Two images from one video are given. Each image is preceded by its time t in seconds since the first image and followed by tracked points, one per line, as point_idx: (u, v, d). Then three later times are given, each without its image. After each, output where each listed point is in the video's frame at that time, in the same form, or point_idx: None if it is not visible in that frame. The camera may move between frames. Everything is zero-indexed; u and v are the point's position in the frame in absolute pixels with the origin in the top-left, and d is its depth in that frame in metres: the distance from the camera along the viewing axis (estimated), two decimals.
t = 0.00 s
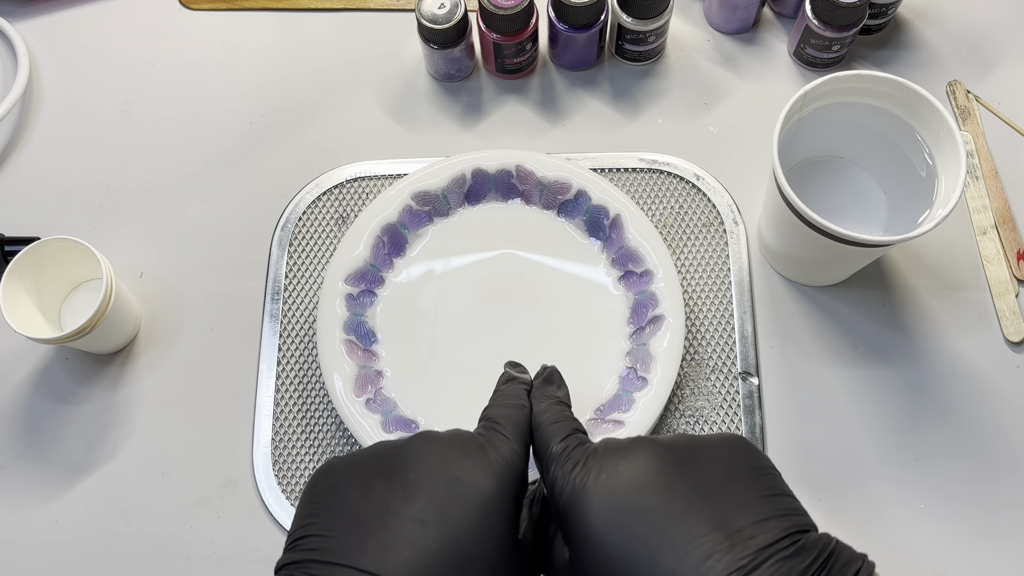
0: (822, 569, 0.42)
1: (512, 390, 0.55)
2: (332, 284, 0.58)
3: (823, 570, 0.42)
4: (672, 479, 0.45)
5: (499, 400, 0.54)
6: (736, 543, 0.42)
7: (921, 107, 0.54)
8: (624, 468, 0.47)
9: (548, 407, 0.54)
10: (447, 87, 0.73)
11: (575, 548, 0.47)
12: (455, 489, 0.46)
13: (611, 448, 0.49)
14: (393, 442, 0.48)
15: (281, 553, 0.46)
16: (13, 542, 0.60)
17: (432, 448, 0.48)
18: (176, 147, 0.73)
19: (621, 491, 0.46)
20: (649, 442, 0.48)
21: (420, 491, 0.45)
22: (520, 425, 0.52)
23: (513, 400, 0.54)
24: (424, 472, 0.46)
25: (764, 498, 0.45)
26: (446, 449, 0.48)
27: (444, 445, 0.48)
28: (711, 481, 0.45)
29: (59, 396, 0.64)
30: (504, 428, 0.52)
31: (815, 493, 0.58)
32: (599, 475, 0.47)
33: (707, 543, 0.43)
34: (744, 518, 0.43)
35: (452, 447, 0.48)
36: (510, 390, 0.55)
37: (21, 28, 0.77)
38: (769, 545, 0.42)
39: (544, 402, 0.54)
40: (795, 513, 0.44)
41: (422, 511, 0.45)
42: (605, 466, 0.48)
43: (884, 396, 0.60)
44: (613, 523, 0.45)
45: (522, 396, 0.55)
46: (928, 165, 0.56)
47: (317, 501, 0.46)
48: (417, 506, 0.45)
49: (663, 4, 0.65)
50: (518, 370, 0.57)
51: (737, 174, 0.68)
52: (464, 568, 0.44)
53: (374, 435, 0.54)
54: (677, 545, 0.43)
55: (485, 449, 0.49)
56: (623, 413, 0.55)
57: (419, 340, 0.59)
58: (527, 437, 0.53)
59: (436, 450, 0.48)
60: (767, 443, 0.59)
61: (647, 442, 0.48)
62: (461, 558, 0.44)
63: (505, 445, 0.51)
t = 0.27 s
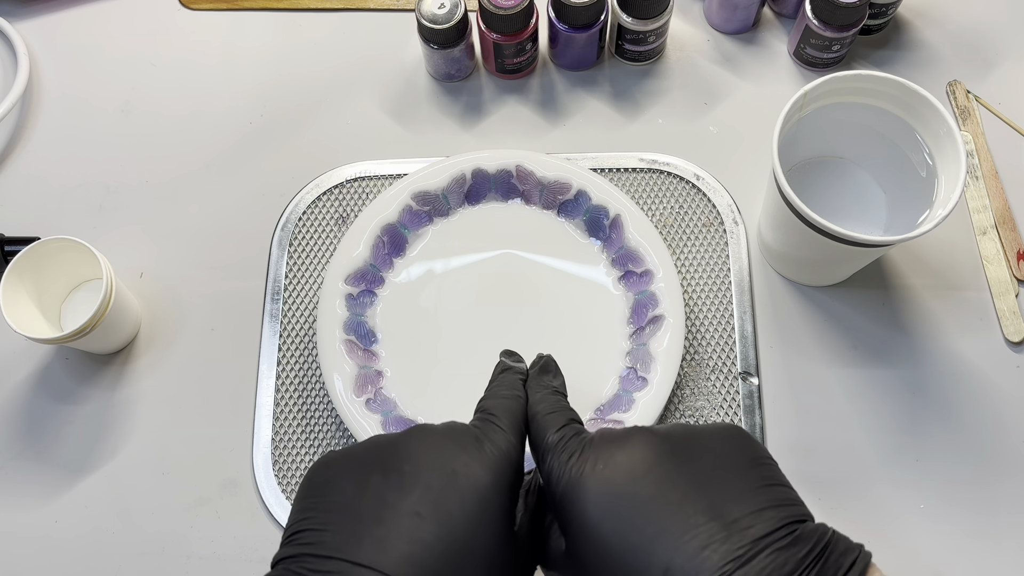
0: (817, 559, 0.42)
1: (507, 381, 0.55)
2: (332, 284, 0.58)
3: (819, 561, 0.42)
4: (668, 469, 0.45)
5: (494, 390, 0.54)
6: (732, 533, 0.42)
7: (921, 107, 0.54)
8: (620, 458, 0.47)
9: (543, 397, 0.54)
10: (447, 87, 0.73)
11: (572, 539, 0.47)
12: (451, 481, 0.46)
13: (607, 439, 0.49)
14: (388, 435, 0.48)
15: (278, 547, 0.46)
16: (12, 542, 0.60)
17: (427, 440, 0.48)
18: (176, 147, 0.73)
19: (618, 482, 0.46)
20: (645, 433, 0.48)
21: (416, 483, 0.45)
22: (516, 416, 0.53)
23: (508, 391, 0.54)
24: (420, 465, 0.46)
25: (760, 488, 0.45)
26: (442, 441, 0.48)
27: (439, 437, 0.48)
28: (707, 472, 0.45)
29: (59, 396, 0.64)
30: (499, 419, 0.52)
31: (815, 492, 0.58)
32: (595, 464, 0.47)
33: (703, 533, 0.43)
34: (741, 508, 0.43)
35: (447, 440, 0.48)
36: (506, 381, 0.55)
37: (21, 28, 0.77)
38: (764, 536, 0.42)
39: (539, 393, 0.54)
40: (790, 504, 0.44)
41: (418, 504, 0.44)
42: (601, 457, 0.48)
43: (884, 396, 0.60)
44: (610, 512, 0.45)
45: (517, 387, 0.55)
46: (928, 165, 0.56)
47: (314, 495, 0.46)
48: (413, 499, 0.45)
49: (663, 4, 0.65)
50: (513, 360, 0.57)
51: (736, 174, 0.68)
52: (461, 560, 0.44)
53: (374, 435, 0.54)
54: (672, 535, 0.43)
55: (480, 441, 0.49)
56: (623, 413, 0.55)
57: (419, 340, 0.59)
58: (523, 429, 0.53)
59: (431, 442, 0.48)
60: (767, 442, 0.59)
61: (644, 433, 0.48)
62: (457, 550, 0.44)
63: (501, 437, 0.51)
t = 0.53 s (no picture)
0: (834, 555, 0.44)
1: (495, 300, 0.50)
2: (332, 284, 0.58)
3: (837, 556, 0.44)
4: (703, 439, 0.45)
5: (481, 321, 0.50)
6: (761, 524, 0.43)
7: (921, 107, 0.54)
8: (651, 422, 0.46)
9: (539, 316, 0.50)
10: (447, 87, 0.73)
11: (590, 501, 0.46)
12: (417, 465, 0.45)
13: (636, 398, 0.48)
14: (358, 413, 0.47)
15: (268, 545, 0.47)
16: (12, 542, 0.60)
17: (396, 421, 0.46)
18: (176, 147, 0.73)
19: (651, 445, 0.45)
20: (674, 396, 0.47)
21: (384, 473, 0.45)
22: (500, 363, 0.49)
23: (496, 324, 0.50)
24: (387, 451, 0.45)
25: (786, 477, 0.45)
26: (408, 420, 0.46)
27: (405, 415, 0.46)
28: (740, 447, 0.45)
29: (59, 396, 0.64)
30: (479, 373, 0.49)
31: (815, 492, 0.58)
32: (628, 427, 0.46)
33: (736, 518, 0.43)
34: (770, 497, 0.44)
35: (426, 412, 0.47)
36: (495, 297, 0.51)
37: (21, 28, 0.77)
38: (790, 529, 0.44)
39: (534, 320, 0.50)
40: (812, 499, 0.46)
41: (386, 497, 0.44)
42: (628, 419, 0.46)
43: (884, 396, 0.60)
44: (644, 477, 0.44)
45: (508, 304, 0.50)
46: (928, 165, 0.56)
47: (298, 487, 0.47)
48: (381, 492, 0.44)
49: (663, 4, 0.65)
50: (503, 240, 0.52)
51: (736, 174, 0.68)
52: (433, 547, 0.43)
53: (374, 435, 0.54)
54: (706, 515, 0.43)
55: (451, 411, 0.47)
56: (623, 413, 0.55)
57: (419, 340, 0.59)
58: (507, 375, 0.50)
59: (398, 423, 0.46)
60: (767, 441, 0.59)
61: (673, 394, 0.47)
62: (428, 537, 0.43)
63: (477, 395, 0.48)
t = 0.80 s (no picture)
0: (834, 558, 0.45)
1: (496, 299, 0.51)
2: (332, 284, 0.58)
3: (839, 562, 0.45)
4: (719, 438, 0.45)
5: (481, 318, 0.50)
6: (775, 526, 0.44)
7: (922, 107, 0.54)
8: (669, 421, 0.46)
9: (540, 314, 0.50)
10: (447, 87, 0.73)
11: (608, 498, 0.45)
12: (412, 467, 0.44)
13: (651, 398, 0.47)
14: (356, 416, 0.47)
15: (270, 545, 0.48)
16: (11, 542, 0.59)
17: (392, 423, 0.46)
18: (175, 147, 0.72)
19: (668, 446, 0.45)
20: (691, 396, 0.47)
21: (382, 475, 0.45)
22: (497, 361, 0.49)
23: (496, 320, 0.50)
24: (386, 455, 0.45)
25: (794, 480, 0.46)
26: (404, 422, 0.46)
27: (400, 418, 0.46)
28: (753, 446, 0.45)
29: (58, 396, 0.64)
30: (478, 367, 0.48)
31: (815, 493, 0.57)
32: (645, 427, 0.46)
33: (750, 516, 0.43)
34: (781, 499, 0.45)
35: (425, 409, 0.47)
36: (495, 296, 0.51)
37: (21, 28, 0.77)
38: (798, 533, 0.44)
39: (537, 316, 0.50)
40: (813, 504, 0.46)
41: (383, 501, 0.44)
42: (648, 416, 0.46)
43: (884, 396, 0.60)
44: (662, 475, 0.44)
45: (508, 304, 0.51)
46: (929, 165, 0.56)
47: (298, 489, 0.47)
48: (379, 496, 0.44)
49: (664, 4, 0.65)
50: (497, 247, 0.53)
51: (737, 174, 0.68)
52: (432, 551, 0.43)
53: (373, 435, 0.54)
54: (725, 511, 0.43)
55: (448, 410, 0.47)
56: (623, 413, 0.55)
57: (419, 340, 0.59)
58: (506, 372, 0.49)
59: (394, 426, 0.46)
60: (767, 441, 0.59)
61: (688, 395, 0.47)
62: (427, 542, 0.43)
63: (475, 395, 0.48)
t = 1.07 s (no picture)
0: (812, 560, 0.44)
1: (507, 360, 0.55)
2: (332, 284, 0.58)
3: (816, 564, 0.43)
4: (679, 465, 0.47)
5: (493, 375, 0.54)
6: (738, 531, 0.44)
7: (921, 107, 0.54)
8: (631, 451, 0.48)
9: (541, 371, 0.54)
10: (447, 87, 0.73)
11: (579, 529, 0.47)
12: (451, 476, 0.46)
13: (618, 430, 0.50)
14: (391, 433, 0.48)
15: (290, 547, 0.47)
16: (12, 542, 0.60)
17: (430, 438, 0.48)
18: (176, 147, 0.73)
19: (629, 476, 0.47)
20: (654, 429, 0.49)
21: (419, 481, 0.46)
22: (517, 406, 0.52)
23: (509, 376, 0.54)
24: (424, 464, 0.47)
25: (762, 490, 0.46)
26: (444, 438, 0.48)
27: (441, 434, 0.48)
28: (716, 469, 0.46)
29: (59, 396, 0.64)
30: (502, 410, 0.52)
31: (815, 492, 0.57)
32: (607, 457, 0.48)
33: (712, 530, 0.44)
34: (746, 507, 0.45)
35: (461, 429, 0.49)
36: (506, 357, 0.55)
37: (21, 28, 0.77)
38: (768, 535, 0.44)
39: (539, 371, 0.54)
40: (788, 507, 0.46)
41: (423, 504, 0.45)
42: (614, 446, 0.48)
43: (884, 396, 0.60)
44: (627, 503, 0.46)
45: (518, 364, 0.55)
46: (928, 165, 0.56)
47: (325, 492, 0.47)
48: (418, 499, 0.45)
49: (663, 4, 0.65)
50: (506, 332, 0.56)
51: (736, 174, 0.68)
52: (469, 555, 0.44)
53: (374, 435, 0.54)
54: (684, 530, 0.44)
55: (482, 434, 0.49)
56: (623, 413, 0.55)
57: (419, 340, 0.59)
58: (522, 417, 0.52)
59: (434, 441, 0.48)
60: (767, 440, 0.59)
61: (650, 427, 0.49)
62: (466, 546, 0.44)
63: (503, 426, 0.51)
